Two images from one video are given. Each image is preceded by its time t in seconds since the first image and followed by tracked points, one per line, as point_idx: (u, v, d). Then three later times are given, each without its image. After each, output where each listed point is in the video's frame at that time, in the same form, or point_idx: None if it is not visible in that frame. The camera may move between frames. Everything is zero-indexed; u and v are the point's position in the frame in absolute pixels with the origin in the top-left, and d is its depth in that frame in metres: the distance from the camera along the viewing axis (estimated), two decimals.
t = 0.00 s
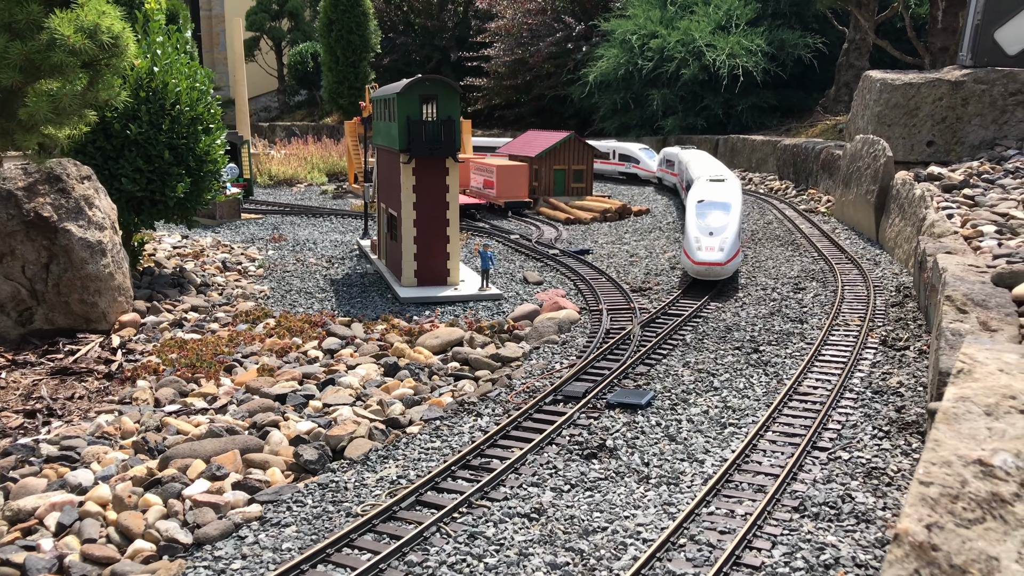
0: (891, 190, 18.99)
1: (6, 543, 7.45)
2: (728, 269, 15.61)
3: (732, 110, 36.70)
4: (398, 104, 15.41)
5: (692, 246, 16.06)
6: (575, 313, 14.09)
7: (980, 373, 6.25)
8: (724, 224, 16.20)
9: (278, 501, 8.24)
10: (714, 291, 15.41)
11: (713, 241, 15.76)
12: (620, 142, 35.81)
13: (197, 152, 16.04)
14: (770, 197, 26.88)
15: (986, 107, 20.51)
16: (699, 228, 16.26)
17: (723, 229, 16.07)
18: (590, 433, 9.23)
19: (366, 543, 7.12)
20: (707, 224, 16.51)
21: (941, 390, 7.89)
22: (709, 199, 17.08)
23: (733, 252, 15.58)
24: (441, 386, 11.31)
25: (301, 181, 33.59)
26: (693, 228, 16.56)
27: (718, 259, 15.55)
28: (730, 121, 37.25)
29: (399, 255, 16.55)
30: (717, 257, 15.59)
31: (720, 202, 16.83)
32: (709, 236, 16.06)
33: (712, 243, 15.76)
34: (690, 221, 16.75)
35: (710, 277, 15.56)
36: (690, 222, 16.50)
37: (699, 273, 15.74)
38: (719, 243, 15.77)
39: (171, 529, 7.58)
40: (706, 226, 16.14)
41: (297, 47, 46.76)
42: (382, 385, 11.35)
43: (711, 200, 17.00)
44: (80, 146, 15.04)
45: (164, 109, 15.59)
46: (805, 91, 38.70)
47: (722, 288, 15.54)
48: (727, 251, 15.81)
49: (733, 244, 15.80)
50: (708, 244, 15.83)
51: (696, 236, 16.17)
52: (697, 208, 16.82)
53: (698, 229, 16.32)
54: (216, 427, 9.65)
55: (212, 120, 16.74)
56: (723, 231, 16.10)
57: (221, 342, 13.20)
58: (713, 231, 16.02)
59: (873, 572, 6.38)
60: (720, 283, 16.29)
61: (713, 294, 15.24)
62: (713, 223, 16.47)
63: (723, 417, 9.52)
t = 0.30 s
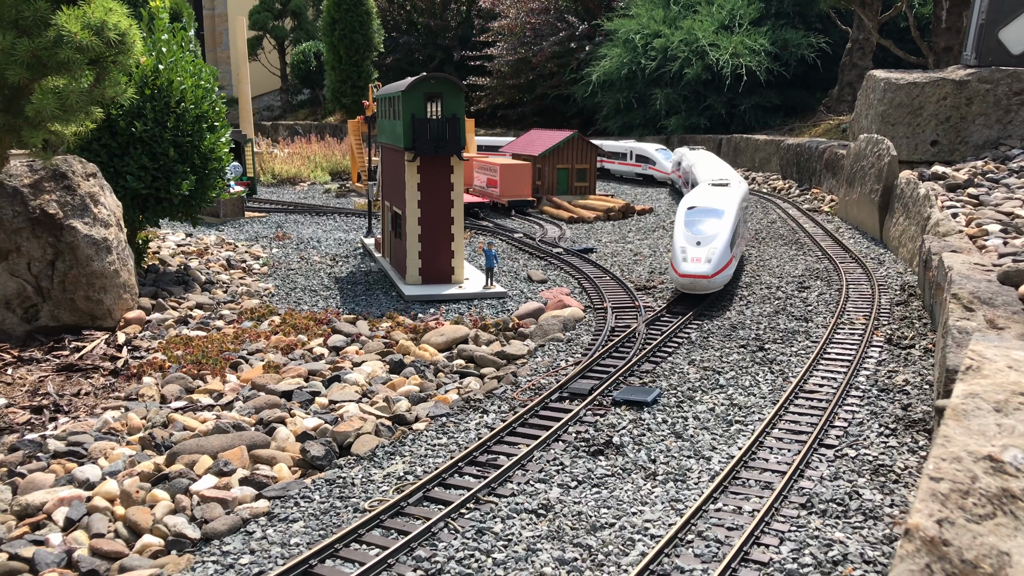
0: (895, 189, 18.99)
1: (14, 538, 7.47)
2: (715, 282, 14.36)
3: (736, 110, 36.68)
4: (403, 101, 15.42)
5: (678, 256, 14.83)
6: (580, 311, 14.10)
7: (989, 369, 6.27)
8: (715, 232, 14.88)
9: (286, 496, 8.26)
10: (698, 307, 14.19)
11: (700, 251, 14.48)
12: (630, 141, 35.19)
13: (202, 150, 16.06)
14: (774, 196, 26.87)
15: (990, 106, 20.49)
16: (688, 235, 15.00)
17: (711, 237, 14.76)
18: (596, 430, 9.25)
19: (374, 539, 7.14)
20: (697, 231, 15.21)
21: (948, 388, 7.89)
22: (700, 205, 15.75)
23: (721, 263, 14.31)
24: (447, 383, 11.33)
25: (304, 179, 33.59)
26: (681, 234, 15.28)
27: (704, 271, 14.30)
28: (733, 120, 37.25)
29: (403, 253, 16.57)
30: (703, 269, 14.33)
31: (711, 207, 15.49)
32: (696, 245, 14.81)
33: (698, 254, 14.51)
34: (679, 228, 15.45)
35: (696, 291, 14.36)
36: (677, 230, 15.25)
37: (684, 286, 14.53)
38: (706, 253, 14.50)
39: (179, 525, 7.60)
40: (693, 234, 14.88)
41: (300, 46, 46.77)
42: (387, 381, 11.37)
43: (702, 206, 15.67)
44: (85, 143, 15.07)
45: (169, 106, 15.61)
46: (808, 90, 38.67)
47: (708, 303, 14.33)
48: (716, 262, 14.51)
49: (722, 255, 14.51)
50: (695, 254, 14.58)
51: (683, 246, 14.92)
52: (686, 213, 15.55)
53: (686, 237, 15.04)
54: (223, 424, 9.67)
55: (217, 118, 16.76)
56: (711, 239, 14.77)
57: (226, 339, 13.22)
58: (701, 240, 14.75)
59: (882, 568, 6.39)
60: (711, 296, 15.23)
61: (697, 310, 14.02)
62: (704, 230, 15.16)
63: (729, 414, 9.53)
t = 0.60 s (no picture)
0: (900, 187, 19.00)
1: (28, 530, 7.50)
2: (698, 296, 12.98)
3: (739, 108, 36.72)
4: (410, 99, 15.47)
5: (659, 267, 13.49)
6: (587, 308, 14.12)
7: (1000, 363, 6.43)
8: (699, 240, 13.49)
9: (298, 490, 8.30)
10: (677, 323, 12.97)
11: (680, 262, 13.12)
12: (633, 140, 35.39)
13: (209, 147, 16.09)
14: (778, 195, 26.87)
15: (995, 105, 20.54)
16: (670, 244, 13.65)
17: (694, 246, 13.35)
18: (606, 425, 9.29)
19: (387, 531, 7.18)
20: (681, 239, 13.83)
21: (958, 382, 7.95)
22: (687, 210, 14.34)
23: (703, 276, 12.94)
24: (455, 378, 11.37)
25: (307, 178, 33.59)
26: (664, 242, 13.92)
27: (684, 285, 12.95)
28: (736, 119, 37.27)
29: (409, 251, 16.60)
30: (684, 281, 12.98)
31: (697, 213, 14.07)
32: (678, 255, 13.43)
33: (679, 265, 13.13)
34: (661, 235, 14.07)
35: (676, 306, 13.01)
36: (659, 239, 13.87)
37: (664, 301, 13.18)
38: (687, 265, 13.10)
39: (192, 517, 7.64)
40: (675, 244, 13.51)
41: (303, 45, 46.78)
42: (396, 377, 11.42)
43: (688, 212, 14.27)
44: (93, 140, 15.12)
45: (177, 104, 15.63)
46: (812, 89, 38.73)
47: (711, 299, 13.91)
48: (699, 273, 13.14)
49: (705, 266, 13.14)
50: (675, 266, 13.24)
51: (664, 256, 13.56)
52: (670, 220, 14.18)
53: (667, 245, 13.67)
54: (233, 418, 9.71)
55: (224, 116, 16.79)
56: (694, 248, 13.36)
57: (234, 335, 13.24)
58: (683, 249, 13.35)
59: (894, 560, 6.42)
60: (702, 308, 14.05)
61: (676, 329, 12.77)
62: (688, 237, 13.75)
63: (738, 409, 9.56)
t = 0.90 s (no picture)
0: (903, 187, 19.02)
1: (37, 528, 7.52)
2: (670, 315, 11.90)
3: (741, 108, 36.74)
4: (413, 99, 15.48)
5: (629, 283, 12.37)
6: (591, 307, 14.14)
7: (1007, 361, 6.47)
8: (675, 253, 12.32)
9: (304, 488, 8.33)
10: (651, 344, 11.97)
11: (651, 277, 11.99)
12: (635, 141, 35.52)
13: (213, 147, 16.13)
14: (780, 194, 26.89)
15: (998, 104, 20.51)
16: (642, 258, 12.51)
17: (668, 260, 12.21)
18: (611, 423, 9.32)
19: (394, 529, 7.21)
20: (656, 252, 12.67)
21: (963, 380, 7.99)
22: (665, 220, 13.18)
23: (675, 294, 11.83)
24: (460, 377, 11.40)
25: (310, 178, 33.61)
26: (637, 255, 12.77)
27: (654, 303, 11.86)
28: (738, 119, 37.28)
29: (413, 250, 16.65)
30: (654, 300, 11.86)
31: (676, 223, 12.92)
32: (650, 270, 12.33)
33: (650, 281, 12.03)
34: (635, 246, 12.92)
35: (647, 326, 11.97)
36: (632, 251, 12.76)
37: (634, 320, 12.15)
38: (658, 282, 11.99)
39: (199, 516, 7.66)
40: (647, 257, 12.38)
41: (305, 45, 46.78)
42: (401, 376, 11.45)
43: (667, 222, 13.11)
44: (97, 140, 15.14)
45: (180, 104, 15.64)
46: (814, 89, 38.74)
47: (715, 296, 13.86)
48: (672, 292, 11.99)
49: (678, 283, 11.99)
50: (646, 282, 12.12)
51: (635, 271, 12.43)
52: (646, 231, 13.02)
53: (640, 259, 12.53)
54: (239, 417, 9.74)
55: (227, 115, 16.82)
56: (668, 263, 12.23)
57: (239, 335, 13.26)
58: (655, 264, 12.23)
59: (900, 558, 6.45)
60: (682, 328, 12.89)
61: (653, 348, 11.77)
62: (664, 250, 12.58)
63: (743, 408, 9.60)
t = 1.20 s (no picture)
0: (904, 186, 19.05)
1: (44, 524, 7.57)
2: (634, 339, 11.12)
3: (742, 108, 36.81)
4: (416, 99, 15.52)
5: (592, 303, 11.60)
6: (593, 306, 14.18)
7: (1009, 357, 6.51)
8: (641, 271, 11.52)
9: (310, 485, 8.38)
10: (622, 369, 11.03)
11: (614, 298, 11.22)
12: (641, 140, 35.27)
13: (216, 146, 16.17)
14: (782, 194, 26.93)
15: (1000, 104, 20.50)
16: (606, 275, 11.74)
17: (633, 278, 11.41)
18: (615, 420, 9.38)
19: (400, 525, 7.26)
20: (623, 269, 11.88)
21: (965, 377, 8.05)
22: (636, 234, 12.37)
23: (639, 315, 11.03)
24: (464, 375, 11.46)
25: (311, 178, 33.65)
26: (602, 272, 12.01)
27: (617, 326, 11.09)
28: (739, 119, 37.34)
29: (416, 249, 16.67)
30: (617, 323, 11.09)
31: (646, 237, 12.11)
32: (615, 288, 11.55)
33: (613, 301, 11.25)
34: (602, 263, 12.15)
35: (611, 351, 11.18)
36: (598, 268, 12.00)
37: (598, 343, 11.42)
38: (621, 302, 11.21)
39: (206, 512, 7.71)
40: (612, 275, 11.60)
41: (306, 45, 46.80)
42: (405, 374, 11.50)
43: (639, 235, 12.32)
44: (101, 140, 15.19)
45: (184, 103, 15.69)
46: (815, 89, 38.78)
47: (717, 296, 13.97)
48: (636, 313, 11.19)
49: (643, 304, 11.19)
50: (610, 302, 11.35)
51: (599, 290, 11.66)
52: (615, 246, 12.24)
53: (604, 277, 11.76)
54: (244, 414, 9.78)
55: (230, 115, 16.86)
56: (633, 281, 11.43)
57: (243, 333, 13.31)
58: (620, 282, 11.45)
59: (903, 553, 6.50)
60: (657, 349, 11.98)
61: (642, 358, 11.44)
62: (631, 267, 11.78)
63: (746, 406, 9.65)
